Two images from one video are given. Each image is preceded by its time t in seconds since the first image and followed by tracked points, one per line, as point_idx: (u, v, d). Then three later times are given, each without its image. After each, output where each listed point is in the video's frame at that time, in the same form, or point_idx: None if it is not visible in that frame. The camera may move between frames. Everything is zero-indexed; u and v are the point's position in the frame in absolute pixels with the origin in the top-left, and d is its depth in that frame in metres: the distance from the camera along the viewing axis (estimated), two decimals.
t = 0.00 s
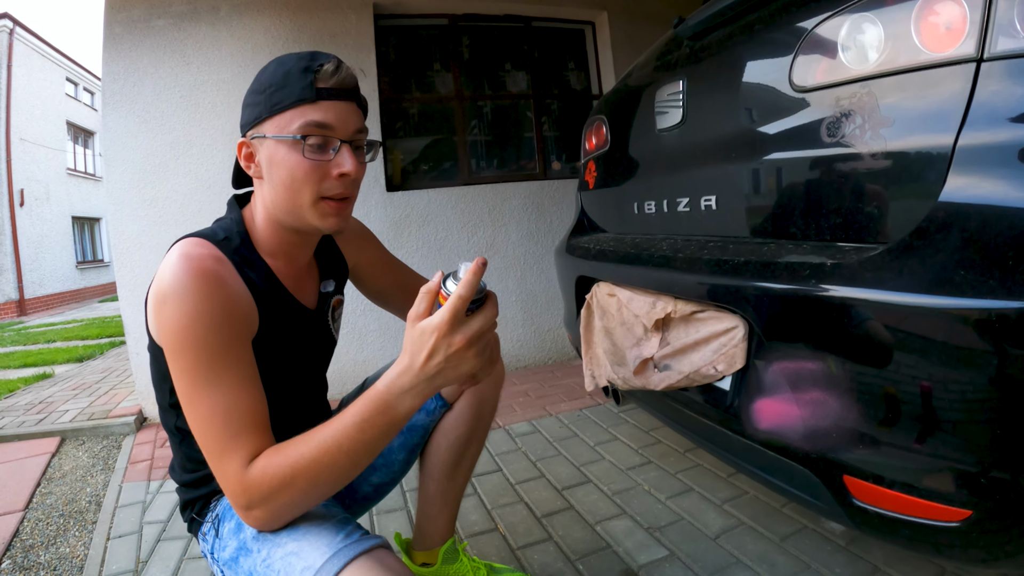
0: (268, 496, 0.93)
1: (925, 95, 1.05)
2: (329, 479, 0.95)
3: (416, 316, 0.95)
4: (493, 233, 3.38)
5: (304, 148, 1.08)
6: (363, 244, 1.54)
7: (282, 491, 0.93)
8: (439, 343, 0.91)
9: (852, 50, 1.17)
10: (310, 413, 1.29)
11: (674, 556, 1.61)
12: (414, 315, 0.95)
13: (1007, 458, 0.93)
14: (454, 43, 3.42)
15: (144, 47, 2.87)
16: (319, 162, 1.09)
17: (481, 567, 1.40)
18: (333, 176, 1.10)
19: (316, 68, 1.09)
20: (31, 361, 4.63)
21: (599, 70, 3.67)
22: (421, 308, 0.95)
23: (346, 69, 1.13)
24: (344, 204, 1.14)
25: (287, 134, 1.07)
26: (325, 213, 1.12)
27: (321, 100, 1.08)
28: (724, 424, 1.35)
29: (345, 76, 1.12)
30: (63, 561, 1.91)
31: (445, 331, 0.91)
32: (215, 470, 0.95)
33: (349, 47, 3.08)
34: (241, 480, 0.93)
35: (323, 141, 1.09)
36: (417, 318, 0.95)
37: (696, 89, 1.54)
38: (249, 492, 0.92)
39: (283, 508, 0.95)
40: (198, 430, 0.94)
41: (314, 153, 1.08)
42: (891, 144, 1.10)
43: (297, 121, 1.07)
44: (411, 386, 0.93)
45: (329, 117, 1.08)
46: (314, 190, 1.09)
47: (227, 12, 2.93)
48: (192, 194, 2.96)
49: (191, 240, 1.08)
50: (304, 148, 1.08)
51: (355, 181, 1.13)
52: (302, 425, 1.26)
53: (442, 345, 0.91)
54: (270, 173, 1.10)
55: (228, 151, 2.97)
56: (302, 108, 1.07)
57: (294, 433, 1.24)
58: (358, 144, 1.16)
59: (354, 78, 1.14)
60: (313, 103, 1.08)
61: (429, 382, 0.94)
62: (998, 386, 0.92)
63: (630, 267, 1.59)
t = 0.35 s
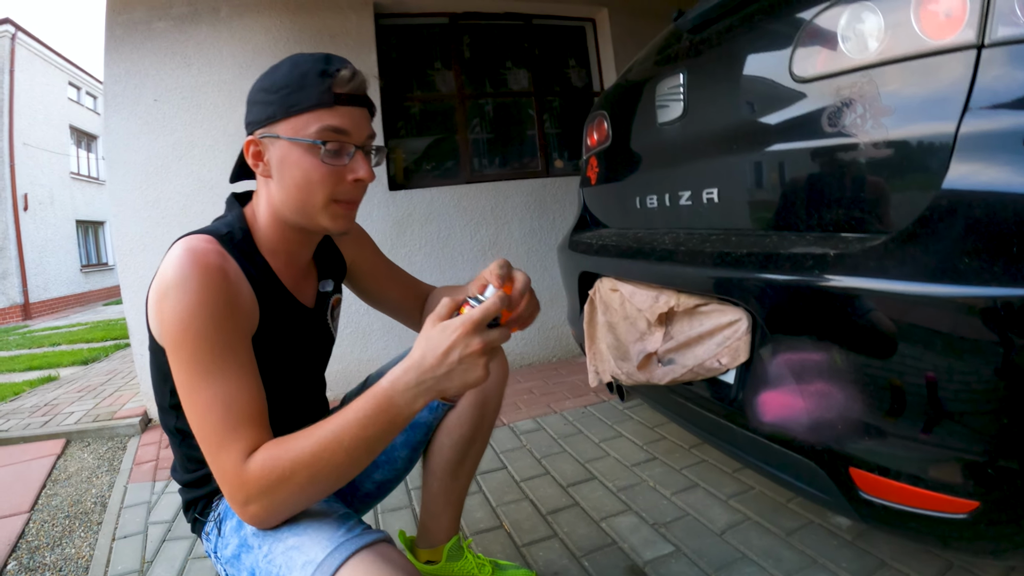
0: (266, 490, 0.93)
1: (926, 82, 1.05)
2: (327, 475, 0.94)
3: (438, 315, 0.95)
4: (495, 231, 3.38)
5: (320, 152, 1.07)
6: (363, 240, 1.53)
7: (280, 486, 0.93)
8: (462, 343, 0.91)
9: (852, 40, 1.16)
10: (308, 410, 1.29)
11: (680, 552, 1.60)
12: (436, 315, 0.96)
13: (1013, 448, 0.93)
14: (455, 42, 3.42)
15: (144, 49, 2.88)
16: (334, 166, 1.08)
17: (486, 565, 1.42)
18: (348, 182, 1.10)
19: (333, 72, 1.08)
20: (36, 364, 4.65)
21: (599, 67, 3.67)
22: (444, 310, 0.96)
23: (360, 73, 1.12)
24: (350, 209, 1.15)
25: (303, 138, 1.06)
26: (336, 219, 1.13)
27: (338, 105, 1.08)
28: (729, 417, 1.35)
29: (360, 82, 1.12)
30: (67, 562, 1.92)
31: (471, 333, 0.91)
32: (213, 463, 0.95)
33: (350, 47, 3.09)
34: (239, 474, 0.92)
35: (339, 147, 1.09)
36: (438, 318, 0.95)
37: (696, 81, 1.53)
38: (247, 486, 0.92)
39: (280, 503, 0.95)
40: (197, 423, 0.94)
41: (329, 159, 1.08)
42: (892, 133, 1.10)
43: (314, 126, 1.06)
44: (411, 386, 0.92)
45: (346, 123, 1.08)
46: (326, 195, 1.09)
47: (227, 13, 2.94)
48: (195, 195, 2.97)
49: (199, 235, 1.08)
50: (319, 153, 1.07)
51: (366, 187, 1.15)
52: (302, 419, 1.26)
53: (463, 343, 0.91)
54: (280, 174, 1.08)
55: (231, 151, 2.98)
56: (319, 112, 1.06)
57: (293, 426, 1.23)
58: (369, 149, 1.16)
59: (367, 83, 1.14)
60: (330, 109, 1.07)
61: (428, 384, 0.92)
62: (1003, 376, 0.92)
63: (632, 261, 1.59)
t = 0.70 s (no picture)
0: (202, 451, 0.89)
1: (947, 116, 1.06)
2: (257, 448, 0.88)
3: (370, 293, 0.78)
4: (501, 236, 3.39)
5: (314, 126, 1.09)
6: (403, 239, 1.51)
7: (211, 450, 0.88)
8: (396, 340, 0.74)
9: (876, 69, 1.18)
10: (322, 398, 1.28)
11: (669, 568, 1.59)
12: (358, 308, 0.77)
13: (1009, 480, 0.92)
14: (473, 45, 3.44)
15: (163, 30, 2.88)
16: (326, 142, 1.08)
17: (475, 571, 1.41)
18: (335, 159, 1.07)
19: (344, 48, 1.09)
20: (30, 337, 4.61)
21: (615, 80, 3.69)
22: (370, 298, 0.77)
23: (377, 51, 1.10)
24: (351, 190, 1.10)
25: (303, 111, 1.10)
26: (327, 196, 1.09)
27: (339, 79, 1.09)
28: (729, 436, 1.35)
29: (372, 58, 1.10)
30: (50, 538, 1.89)
31: (414, 330, 0.73)
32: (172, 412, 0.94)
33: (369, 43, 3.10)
34: (180, 427, 0.90)
35: (334, 120, 1.09)
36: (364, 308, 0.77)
37: (716, 100, 1.55)
38: (185, 441, 0.89)
39: (215, 467, 0.91)
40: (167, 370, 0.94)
41: (322, 132, 1.09)
42: (911, 163, 1.11)
43: (311, 99, 1.09)
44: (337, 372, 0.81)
45: (342, 97, 1.08)
46: (318, 168, 1.09)
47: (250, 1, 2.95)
48: (204, 179, 2.96)
49: (230, 198, 1.13)
50: (313, 127, 1.09)
51: (360, 168, 1.09)
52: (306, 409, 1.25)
53: (411, 346, 0.74)
54: (293, 150, 1.15)
55: (242, 138, 2.98)
56: (321, 85, 1.09)
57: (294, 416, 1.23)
58: (380, 130, 1.12)
59: (385, 61, 1.12)
60: (329, 82, 1.08)
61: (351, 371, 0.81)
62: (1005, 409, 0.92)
63: (642, 274, 1.60)
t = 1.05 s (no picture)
0: (225, 478, 0.95)
1: (944, 126, 1.07)
2: (283, 483, 0.96)
3: (425, 377, 0.89)
4: (500, 242, 3.40)
5: (314, 139, 1.10)
6: (404, 242, 1.52)
7: (236, 479, 0.95)
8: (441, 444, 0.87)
9: (873, 78, 1.19)
10: (329, 411, 1.29)
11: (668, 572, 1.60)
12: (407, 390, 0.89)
13: (1007, 484, 0.94)
14: (473, 51, 3.46)
15: (163, 36, 2.89)
16: (326, 156, 1.10)
17: None
18: (335, 175, 1.08)
19: (344, 60, 1.10)
20: (29, 341, 4.60)
21: (614, 86, 3.71)
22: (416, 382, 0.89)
23: (377, 62, 1.11)
24: (351, 206, 1.11)
25: (303, 125, 1.11)
26: (327, 211, 1.10)
27: (339, 91, 1.09)
28: (728, 442, 1.36)
29: (373, 70, 1.10)
30: (50, 543, 1.89)
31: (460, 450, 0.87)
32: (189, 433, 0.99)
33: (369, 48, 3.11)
34: (202, 452, 0.95)
35: (334, 134, 1.10)
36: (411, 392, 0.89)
37: (714, 109, 1.56)
38: (206, 467, 0.95)
39: (236, 492, 0.98)
40: (182, 393, 0.97)
41: (322, 146, 1.10)
42: (908, 172, 1.12)
43: (311, 112, 1.10)
44: (378, 443, 0.92)
45: (341, 110, 1.08)
46: (318, 184, 1.10)
47: (250, 6, 2.97)
48: (204, 185, 2.96)
49: (229, 211, 1.13)
50: (313, 141, 1.10)
51: (360, 184, 1.10)
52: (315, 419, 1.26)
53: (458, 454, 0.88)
54: (293, 163, 1.15)
55: (242, 143, 2.99)
56: (320, 98, 1.10)
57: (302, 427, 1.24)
58: (380, 143, 1.13)
59: (386, 74, 1.12)
60: (329, 95, 1.09)
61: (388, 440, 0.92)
62: (1001, 415, 0.93)
63: (641, 281, 1.61)
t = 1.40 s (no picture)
0: (223, 492, 0.97)
1: (936, 134, 1.08)
2: (282, 499, 0.98)
3: (427, 405, 0.89)
4: (498, 247, 3.41)
5: (307, 140, 1.11)
6: (401, 250, 1.53)
7: (235, 493, 0.96)
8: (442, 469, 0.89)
9: (866, 86, 1.20)
10: (320, 419, 1.31)
11: None
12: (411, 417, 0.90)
13: (998, 489, 0.95)
14: (470, 56, 3.47)
15: (162, 42, 2.90)
16: (319, 155, 1.10)
17: None
18: (327, 173, 1.09)
19: (336, 62, 1.12)
20: (28, 347, 4.60)
21: (611, 92, 3.73)
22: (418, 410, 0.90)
23: (368, 65, 1.13)
24: (344, 203, 1.11)
25: (297, 128, 1.13)
26: (320, 209, 1.10)
27: (331, 92, 1.11)
28: (724, 448, 1.37)
29: (364, 72, 1.12)
30: (50, 549, 1.89)
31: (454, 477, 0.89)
32: (185, 444, 1.00)
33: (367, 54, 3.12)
34: (200, 466, 0.96)
35: (327, 134, 1.11)
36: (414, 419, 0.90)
37: (709, 117, 1.58)
38: (205, 480, 0.96)
39: (234, 505, 0.99)
40: (180, 406, 0.98)
41: (315, 147, 1.11)
42: (900, 180, 1.13)
43: (305, 114, 1.11)
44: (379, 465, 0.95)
45: (334, 111, 1.10)
46: (311, 182, 1.10)
47: (248, 13, 2.98)
48: (202, 190, 2.97)
49: (227, 221, 1.13)
50: (306, 142, 1.11)
51: (353, 181, 1.10)
52: (303, 431, 1.28)
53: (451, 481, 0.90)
54: (288, 168, 1.16)
55: (241, 149, 2.99)
56: (314, 100, 1.12)
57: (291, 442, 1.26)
58: (374, 142, 1.13)
59: (378, 74, 1.14)
60: (321, 96, 1.11)
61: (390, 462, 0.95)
62: (992, 421, 0.94)
63: (637, 288, 1.62)
